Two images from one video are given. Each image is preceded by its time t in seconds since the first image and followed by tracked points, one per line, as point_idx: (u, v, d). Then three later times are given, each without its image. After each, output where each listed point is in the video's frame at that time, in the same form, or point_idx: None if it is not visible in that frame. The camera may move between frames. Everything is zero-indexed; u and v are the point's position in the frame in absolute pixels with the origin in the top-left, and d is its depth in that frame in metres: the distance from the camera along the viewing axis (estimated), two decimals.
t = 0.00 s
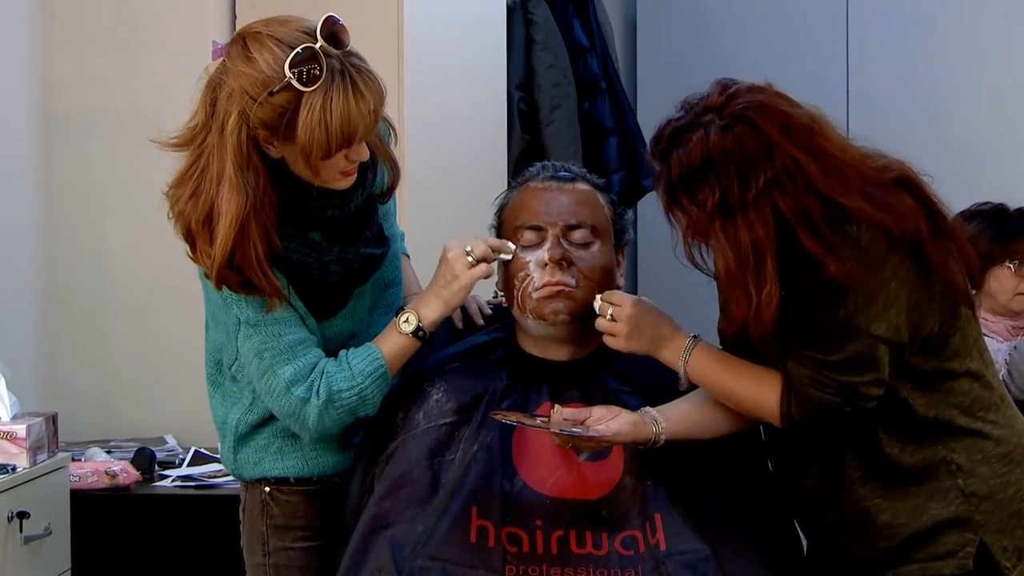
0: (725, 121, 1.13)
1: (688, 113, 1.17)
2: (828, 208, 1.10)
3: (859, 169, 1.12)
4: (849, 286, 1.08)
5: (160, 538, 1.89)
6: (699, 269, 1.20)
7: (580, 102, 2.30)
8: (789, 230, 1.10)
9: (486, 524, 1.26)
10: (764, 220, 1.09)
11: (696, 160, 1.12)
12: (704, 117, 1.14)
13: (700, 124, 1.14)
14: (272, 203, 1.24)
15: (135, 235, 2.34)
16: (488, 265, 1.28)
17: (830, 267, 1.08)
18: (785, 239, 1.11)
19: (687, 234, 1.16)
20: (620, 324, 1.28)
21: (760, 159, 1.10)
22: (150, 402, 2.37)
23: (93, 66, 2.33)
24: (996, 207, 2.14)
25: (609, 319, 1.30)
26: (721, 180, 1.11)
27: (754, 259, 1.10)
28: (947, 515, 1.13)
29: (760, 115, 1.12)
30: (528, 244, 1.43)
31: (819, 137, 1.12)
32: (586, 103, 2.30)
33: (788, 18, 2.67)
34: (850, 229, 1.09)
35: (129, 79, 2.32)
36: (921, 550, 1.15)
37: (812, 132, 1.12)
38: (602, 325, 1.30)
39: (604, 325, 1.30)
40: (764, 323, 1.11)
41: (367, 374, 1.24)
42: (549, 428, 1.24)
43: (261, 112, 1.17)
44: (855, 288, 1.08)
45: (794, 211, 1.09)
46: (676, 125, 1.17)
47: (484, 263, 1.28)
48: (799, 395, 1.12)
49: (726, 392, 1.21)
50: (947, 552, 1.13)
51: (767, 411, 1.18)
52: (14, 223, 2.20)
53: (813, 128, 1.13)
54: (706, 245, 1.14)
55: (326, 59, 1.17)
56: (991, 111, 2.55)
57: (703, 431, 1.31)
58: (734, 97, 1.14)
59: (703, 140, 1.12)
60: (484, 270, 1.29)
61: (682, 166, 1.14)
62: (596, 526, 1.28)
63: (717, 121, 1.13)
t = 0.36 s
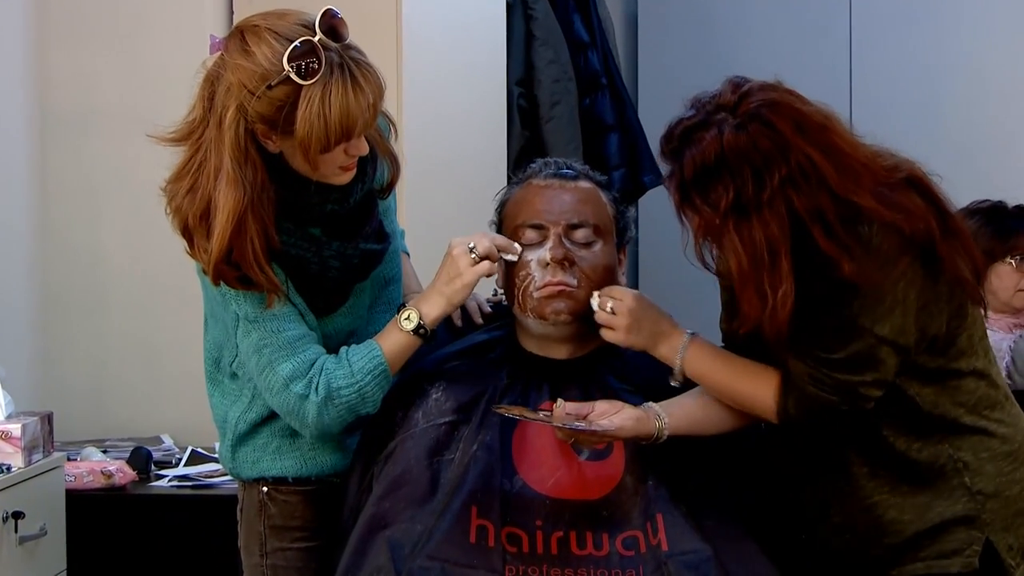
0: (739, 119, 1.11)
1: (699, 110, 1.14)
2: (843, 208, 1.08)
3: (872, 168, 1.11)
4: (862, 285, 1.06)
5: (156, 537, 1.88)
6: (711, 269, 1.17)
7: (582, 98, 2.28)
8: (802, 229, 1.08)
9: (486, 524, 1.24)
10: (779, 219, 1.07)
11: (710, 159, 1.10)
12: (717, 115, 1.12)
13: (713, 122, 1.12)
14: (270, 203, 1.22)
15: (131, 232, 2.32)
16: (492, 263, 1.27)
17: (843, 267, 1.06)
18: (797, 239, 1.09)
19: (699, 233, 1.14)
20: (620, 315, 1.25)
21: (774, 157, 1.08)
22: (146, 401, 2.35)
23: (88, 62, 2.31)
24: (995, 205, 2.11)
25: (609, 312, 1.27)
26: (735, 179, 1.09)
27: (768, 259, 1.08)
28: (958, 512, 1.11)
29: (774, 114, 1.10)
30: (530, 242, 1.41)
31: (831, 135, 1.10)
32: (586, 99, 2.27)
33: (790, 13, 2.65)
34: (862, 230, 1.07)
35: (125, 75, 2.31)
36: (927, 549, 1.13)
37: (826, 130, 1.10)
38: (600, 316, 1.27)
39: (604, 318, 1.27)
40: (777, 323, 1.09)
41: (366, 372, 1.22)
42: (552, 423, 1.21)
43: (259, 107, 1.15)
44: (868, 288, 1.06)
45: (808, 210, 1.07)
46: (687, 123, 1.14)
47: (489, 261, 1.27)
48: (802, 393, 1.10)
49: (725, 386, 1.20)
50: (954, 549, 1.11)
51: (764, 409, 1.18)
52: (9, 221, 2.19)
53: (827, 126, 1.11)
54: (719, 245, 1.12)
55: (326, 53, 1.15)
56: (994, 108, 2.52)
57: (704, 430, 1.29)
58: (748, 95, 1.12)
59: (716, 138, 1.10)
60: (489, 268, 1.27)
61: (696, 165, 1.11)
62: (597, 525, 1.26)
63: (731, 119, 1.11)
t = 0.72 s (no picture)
0: (754, 117, 1.08)
1: (713, 108, 1.12)
2: (858, 208, 1.06)
3: (885, 166, 1.09)
4: (875, 285, 1.04)
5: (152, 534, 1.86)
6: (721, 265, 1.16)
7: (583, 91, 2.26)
8: (817, 230, 1.06)
9: (485, 520, 1.23)
10: (796, 220, 1.05)
11: (726, 158, 1.07)
12: (732, 112, 1.09)
13: (728, 120, 1.09)
14: (266, 192, 1.20)
15: (127, 227, 2.31)
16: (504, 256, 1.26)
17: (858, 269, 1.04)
18: (812, 240, 1.07)
19: (712, 231, 1.12)
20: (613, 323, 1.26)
21: (790, 157, 1.06)
22: (142, 398, 2.34)
23: (83, 54, 2.29)
24: (1002, 198, 2.08)
25: (604, 318, 1.27)
26: (751, 178, 1.06)
27: (784, 259, 1.05)
28: (965, 509, 1.09)
29: (790, 112, 1.07)
30: (534, 235, 1.40)
31: (846, 134, 1.08)
32: (587, 92, 2.26)
33: (791, 5, 2.62)
34: (876, 230, 1.06)
35: (121, 68, 2.29)
36: (936, 543, 1.10)
37: (840, 128, 1.08)
38: (596, 325, 1.27)
39: (599, 324, 1.27)
40: (790, 322, 1.07)
41: (370, 362, 1.19)
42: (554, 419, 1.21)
43: (256, 97, 1.13)
44: (882, 290, 1.05)
45: (824, 211, 1.05)
46: (700, 120, 1.11)
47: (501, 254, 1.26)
48: (811, 389, 1.09)
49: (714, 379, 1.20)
50: (960, 545, 1.09)
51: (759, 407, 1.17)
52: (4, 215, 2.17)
53: (841, 125, 1.09)
54: (733, 245, 1.09)
55: (324, 43, 1.13)
56: (999, 102, 2.50)
57: (706, 425, 1.27)
58: (763, 93, 1.09)
59: (732, 138, 1.07)
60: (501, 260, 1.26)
61: (710, 164, 1.09)
62: (598, 521, 1.24)
63: (747, 117, 1.08)
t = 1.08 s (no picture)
0: (765, 98, 1.06)
1: (724, 87, 1.10)
2: (865, 196, 1.04)
3: (894, 157, 1.07)
4: (877, 275, 1.03)
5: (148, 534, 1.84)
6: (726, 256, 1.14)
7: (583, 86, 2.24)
8: (823, 216, 1.05)
9: (485, 519, 1.21)
10: (802, 202, 1.04)
11: (735, 138, 1.06)
12: (744, 92, 1.08)
13: (739, 100, 1.07)
14: (269, 190, 1.18)
15: (123, 223, 2.28)
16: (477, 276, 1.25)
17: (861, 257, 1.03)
18: (818, 226, 1.05)
19: (718, 213, 1.10)
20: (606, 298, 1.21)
21: (799, 140, 1.04)
22: (138, 396, 2.32)
23: (78, 48, 2.27)
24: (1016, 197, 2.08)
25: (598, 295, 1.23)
26: (760, 159, 1.05)
27: (789, 243, 1.04)
28: (968, 508, 1.07)
29: (802, 95, 1.06)
30: (532, 233, 1.38)
31: (857, 122, 1.06)
32: (588, 87, 2.24)
33: None
34: (880, 219, 1.04)
35: (117, 62, 2.27)
36: (937, 542, 1.08)
37: (852, 115, 1.06)
38: (590, 301, 1.24)
39: (593, 302, 1.23)
40: (795, 308, 1.05)
41: (353, 380, 1.21)
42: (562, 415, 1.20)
43: (257, 93, 1.11)
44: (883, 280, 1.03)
45: (830, 196, 1.04)
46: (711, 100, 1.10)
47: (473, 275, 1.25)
48: (817, 387, 1.07)
49: (723, 369, 1.15)
50: (965, 544, 1.07)
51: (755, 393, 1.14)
52: None
53: (853, 113, 1.07)
54: (738, 226, 1.08)
55: (325, 38, 1.11)
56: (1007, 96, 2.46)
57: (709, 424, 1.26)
58: (775, 75, 1.08)
59: (742, 118, 1.06)
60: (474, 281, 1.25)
61: (720, 144, 1.07)
62: (597, 521, 1.22)
63: (759, 97, 1.07)
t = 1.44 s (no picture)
0: (754, 76, 1.05)
1: (714, 67, 1.09)
2: (853, 177, 1.02)
3: (885, 141, 1.05)
4: (863, 259, 1.00)
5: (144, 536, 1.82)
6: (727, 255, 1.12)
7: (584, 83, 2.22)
8: (811, 197, 1.03)
9: (485, 522, 1.19)
10: (788, 179, 1.01)
11: (722, 115, 1.05)
12: (733, 70, 1.07)
13: (728, 78, 1.06)
14: (266, 188, 1.16)
15: (121, 222, 2.27)
16: (473, 259, 1.25)
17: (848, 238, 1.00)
18: (806, 207, 1.03)
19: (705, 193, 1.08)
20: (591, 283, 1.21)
21: (786, 118, 1.02)
22: (135, 396, 2.30)
23: (74, 45, 2.25)
24: None
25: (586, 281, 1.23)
26: (746, 136, 1.03)
27: (775, 220, 1.01)
28: (957, 510, 1.04)
29: (790, 72, 1.04)
30: (533, 233, 1.36)
31: (848, 104, 1.05)
32: (588, 84, 2.22)
33: None
34: (869, 203, 1.02)
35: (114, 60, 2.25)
36: (931, 546, 1.06)
37: (842, 97, 1.05)
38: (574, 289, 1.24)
39: (582, 288, 1.23)
40: (779, 283, 1.02)
41: (359, 377, 1.19)
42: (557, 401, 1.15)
43: (254, 90, 1.09)
44: (871, 263, 1.00)
45: (817, 176, 1.02)
46: (700, 79, 1.09)
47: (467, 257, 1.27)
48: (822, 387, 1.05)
49: (705, 350, 1.14)
50: (958, 548, 1.04)
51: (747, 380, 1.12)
52: None
53: (843, 95, 1.05)
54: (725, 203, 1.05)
55: (324, 35, 1.09)
56: (1012, 93, 2.44)
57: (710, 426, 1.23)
58: (765, 53, 1.06)
59: (729, 95, 1.05)
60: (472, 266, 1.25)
61: (707, 121, 1.06)
62: (598, 523, 1.21)
63: (748, 74, 1.05)
